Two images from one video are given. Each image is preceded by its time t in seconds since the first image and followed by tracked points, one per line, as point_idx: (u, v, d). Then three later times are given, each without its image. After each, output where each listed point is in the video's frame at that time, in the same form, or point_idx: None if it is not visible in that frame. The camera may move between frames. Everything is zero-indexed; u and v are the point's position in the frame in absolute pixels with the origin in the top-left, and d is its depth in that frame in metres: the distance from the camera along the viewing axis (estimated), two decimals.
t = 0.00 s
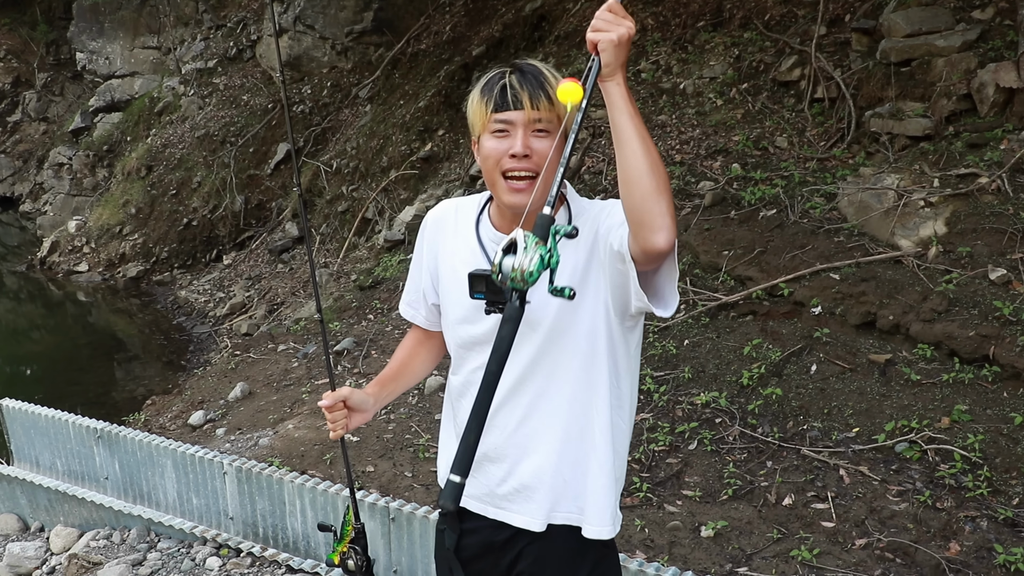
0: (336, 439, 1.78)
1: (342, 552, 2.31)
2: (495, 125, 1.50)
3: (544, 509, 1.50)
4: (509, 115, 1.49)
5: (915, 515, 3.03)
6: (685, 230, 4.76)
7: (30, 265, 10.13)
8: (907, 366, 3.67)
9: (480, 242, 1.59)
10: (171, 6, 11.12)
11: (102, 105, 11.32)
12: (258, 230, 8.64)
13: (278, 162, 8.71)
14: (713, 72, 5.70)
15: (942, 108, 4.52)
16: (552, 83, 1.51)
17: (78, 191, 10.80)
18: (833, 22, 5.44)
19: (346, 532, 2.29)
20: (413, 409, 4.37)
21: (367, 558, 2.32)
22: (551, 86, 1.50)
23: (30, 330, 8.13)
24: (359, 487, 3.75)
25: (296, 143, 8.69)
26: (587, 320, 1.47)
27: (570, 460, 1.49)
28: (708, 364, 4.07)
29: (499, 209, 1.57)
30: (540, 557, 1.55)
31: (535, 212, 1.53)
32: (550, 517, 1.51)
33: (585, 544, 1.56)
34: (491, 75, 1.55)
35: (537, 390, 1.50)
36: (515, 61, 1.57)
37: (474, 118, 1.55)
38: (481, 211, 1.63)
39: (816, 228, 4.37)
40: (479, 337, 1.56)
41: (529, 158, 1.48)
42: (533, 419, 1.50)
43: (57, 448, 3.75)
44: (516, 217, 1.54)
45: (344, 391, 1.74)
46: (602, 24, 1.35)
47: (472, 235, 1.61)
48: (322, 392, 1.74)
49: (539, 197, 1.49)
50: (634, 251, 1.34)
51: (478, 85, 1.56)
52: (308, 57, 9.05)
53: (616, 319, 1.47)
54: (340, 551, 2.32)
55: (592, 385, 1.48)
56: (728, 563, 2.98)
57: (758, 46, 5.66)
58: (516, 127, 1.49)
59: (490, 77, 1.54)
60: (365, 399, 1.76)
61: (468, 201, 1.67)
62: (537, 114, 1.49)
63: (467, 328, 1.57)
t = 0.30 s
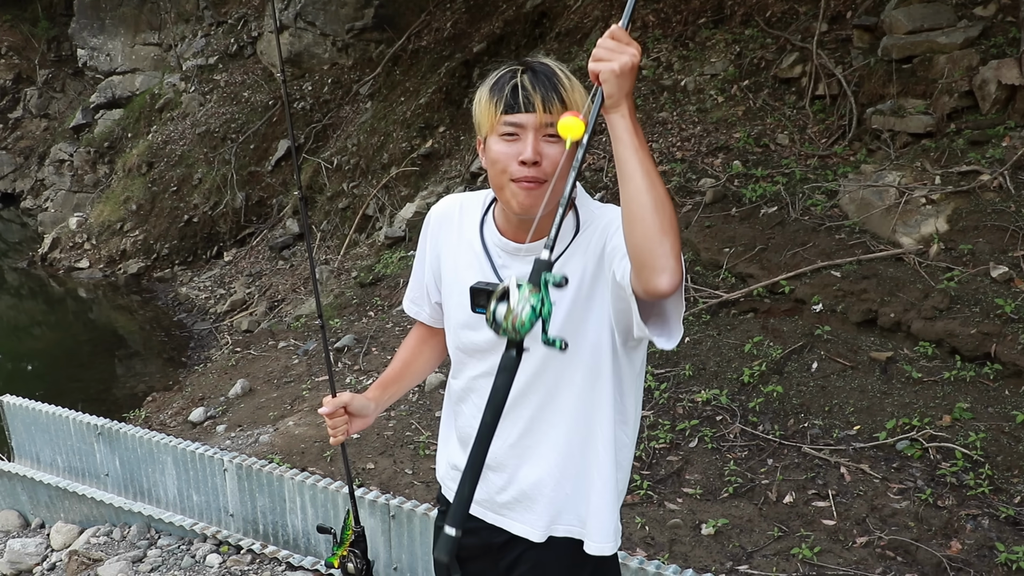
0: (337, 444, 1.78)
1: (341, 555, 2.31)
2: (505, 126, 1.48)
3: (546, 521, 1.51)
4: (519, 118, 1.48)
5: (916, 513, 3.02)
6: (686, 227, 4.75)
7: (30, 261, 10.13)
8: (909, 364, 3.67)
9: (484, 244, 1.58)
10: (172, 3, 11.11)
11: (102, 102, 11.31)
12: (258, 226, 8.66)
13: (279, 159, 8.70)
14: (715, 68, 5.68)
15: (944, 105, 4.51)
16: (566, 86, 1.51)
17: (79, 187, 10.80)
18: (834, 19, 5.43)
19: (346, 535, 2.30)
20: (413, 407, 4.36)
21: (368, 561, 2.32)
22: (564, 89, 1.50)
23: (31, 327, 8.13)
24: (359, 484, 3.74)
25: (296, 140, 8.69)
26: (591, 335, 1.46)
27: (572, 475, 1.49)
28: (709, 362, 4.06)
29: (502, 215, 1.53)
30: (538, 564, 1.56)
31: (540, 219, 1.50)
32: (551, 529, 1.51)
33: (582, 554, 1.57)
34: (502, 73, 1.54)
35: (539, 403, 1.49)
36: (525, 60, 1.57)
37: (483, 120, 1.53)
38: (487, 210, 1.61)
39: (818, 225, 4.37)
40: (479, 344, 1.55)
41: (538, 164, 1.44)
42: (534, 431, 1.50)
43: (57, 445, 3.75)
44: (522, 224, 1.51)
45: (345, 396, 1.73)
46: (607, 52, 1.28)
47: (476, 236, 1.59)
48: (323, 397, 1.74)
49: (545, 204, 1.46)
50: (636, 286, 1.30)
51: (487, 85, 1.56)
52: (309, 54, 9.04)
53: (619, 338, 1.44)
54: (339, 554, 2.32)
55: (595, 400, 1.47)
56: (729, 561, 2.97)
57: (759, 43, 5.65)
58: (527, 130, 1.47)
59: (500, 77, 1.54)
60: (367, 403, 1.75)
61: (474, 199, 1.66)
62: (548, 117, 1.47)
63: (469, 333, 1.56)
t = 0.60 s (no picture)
0: (340, 453, 1.75)
1: (345, 562, 2.30)
2: (525, 104, 1.46)
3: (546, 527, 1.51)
4: (544, 99, 1.44)
5: (917, 511, 3.02)
6: (686, 225, 4.75)
7: (30, 260, 10.13)
8: (909, 362, 3.67)
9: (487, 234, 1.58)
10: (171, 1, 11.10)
11: (102, 100, 11.30)
12: (259, 225, 8.65)
13: (279, 157, 8.70)
14: (715, 66, 5.67)
15: (945, 103, 4.51)
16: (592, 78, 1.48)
17: (79, 185, 10.79)
18: (835, 16, 5.42)
19: (349, 542, 2.28)
20: (413, 405, 4.36)
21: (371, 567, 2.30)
22: (592, 80, 1.48)
23: (31, 325, 8.13)
24: (360, 483, 3.75)
25: (296, 138, 8.68)
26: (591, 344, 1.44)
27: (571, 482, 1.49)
28: (709, 359, 4.05)
29: (507, 199, 1.50)
30: (536, 565, 1.58)
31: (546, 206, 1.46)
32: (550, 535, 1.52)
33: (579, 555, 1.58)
34: (532, 58, 1.52)
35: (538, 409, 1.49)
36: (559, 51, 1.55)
37: (506, 96, 1.51)
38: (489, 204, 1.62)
39: (818, 223, 4.36)
40: (478, 344, 1.55)
41: (552, 144, 1.42)
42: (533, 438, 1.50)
43: (58, 443, 3.75)
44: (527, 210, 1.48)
45: (348, 404, 1.72)
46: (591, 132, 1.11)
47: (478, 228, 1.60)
48: (326, 406, 1.72)
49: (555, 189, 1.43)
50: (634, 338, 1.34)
51: (516, 66, 1.53)
52: (309, 52, 9.03)
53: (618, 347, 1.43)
54: (343, 561, 2.30)
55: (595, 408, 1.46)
56: (729, 559, 2.98)
57: (759, 40, 5.65)
58: (548, 112, 1.44)
59: (530, 62, 1.51)
60: (369, 410, 1.74)
61: (479, 193, 1.66)
62: (572, 103, 1.44)
63: (467, 328, 1.57)
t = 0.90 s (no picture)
0: (357, 462, 1.77)
1: (364, 570, 2.22)
2: (544, 100, 1.53)
3: (523, 537, 1.55)
4: (562, 95, 1.52)
5: (916, 510, 3.03)
6: (686, 225, 4.76)
7: (31, 257, 10.12)
8: (908, 361, 3.67)
9: (497, 228, 1.58)
10: None
11: (103, 97, 11.30)
12: (259, 223, 8.64)
13: (279, 155, 8.69)
14: (715, 66, 5.67)
15: (944, 103, 4.51)
16: (610, 80, 1.54)
17: (79, 182, 10.79)
18: (835, 16, 5.42)
19: (367, 552, 2.20)
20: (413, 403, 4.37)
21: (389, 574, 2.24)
22: (608, 82, 1.54)
23: (31, 323, 8.14)
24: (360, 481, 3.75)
25: (297, 136, 8.69)
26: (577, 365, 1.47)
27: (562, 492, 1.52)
28: (709, 358, 4.06)
29: (518, 192, 1.55)
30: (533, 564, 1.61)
31: (558, 199, 1.52)
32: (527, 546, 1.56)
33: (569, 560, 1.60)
34: (552, 59, 1.59)
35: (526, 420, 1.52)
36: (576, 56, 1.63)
37: (524, 93, 1.58)
38: (497, 203, 1.64)
39: (818, 222, 4.36)
40: (475, 347, 1.57)
41: (569, 137, 1.49)
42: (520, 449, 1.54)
43: (57, 440, 3.76)
44: (539, 203, 1.52)
45: (366, 413, 1.72)
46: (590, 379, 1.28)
47: (487, 225, 1.60)
48: (342, 417, 1.72)
49: (570, 180, 1.49)
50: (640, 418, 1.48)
51: (534, 66, 1.60)
52: (310, 50, 9.03)
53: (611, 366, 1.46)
54: (363, 570, 2.22)
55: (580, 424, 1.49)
56: (729, 558, 2.99)
57: (759, 40, 5.65)
58: (565, 108, 1.52)
59: (549, 61, 1.58)
60: (385, 420, 1.74)
61: (488, 193, 1.67)
62: (590, 101, 1.52)
63: (470, 321, 1.57)
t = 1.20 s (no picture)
0: (363, 464, 1.78)
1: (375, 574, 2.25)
2: (541, 108, 1.54)
3: (529, 532, 1.58)
4: (559, 103, 1.53)
5: (914, 511, 3.03)
6: (685, 226, 4.77)
7: (30, 259, 10.13)
8: (907, 363, 3.68)
9: (501, 235, 1.59)
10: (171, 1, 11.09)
11: (102, 99, 11.29)
12: (258, 225, 8.65)
13: (279, 157, 8.69)
14: (714, 68, 5.69)
15: (942, 105, 4.53)
16: (608, 84, 1.54)
17: (78, 184, 10.79)
18: (833, 19, 5.44)
19: (378, 555, 2.23)
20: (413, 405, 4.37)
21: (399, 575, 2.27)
22: (604, 85, 1.54)
23: (30, 325, 8.14)
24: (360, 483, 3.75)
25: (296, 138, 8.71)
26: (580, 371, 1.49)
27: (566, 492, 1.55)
28: (708, 360, 4.07)
29: (519, 198, 1.56)
30: (532, 561, 1.63)
31: (559, 204, 1.52)
32: (528, 543, 1.59)
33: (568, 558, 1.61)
34: (547, 64, 1.59)
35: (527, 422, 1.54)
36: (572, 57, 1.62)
37: (520, 100, 1.58)
38: (499, 206, 1.64)
39: (816, 224, 4.38)
40: (477, 350, 1.58)
41: (568, 145, 1.50)
42: (522, 451, 1.56)
43: (56, 443, 3.76)
44: (540, 210, 1.53)
45: (371, 415, 1.74)
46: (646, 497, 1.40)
47: (490, 230, 1.61)
48: (347, 418, 1.74)
49: (570, 187, 1.50)
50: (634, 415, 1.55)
51: (531, 70, 1.60)
52: (309, 52, 9.04)
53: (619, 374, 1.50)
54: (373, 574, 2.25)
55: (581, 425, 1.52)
56: (728, 559, 2.99)
57: (758, 42, 5.66)
58: (562, 116, 1.52)
59: (545, 67, 1.59)
60: (390, 421, 1.76)
61: (490, 195, 1.68)
62: (586, 107, 1.52)
63: (473, 325, 1.58)
